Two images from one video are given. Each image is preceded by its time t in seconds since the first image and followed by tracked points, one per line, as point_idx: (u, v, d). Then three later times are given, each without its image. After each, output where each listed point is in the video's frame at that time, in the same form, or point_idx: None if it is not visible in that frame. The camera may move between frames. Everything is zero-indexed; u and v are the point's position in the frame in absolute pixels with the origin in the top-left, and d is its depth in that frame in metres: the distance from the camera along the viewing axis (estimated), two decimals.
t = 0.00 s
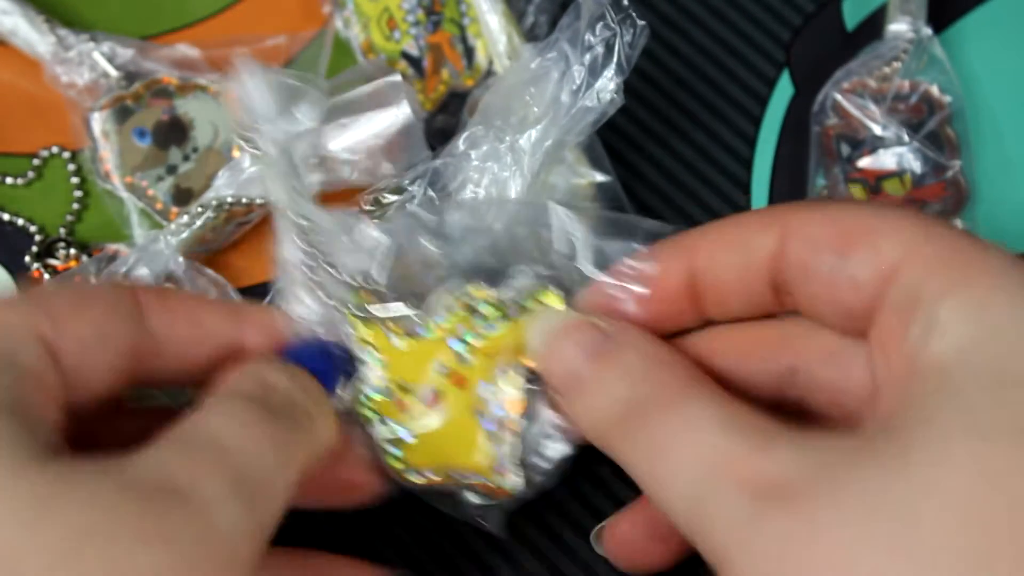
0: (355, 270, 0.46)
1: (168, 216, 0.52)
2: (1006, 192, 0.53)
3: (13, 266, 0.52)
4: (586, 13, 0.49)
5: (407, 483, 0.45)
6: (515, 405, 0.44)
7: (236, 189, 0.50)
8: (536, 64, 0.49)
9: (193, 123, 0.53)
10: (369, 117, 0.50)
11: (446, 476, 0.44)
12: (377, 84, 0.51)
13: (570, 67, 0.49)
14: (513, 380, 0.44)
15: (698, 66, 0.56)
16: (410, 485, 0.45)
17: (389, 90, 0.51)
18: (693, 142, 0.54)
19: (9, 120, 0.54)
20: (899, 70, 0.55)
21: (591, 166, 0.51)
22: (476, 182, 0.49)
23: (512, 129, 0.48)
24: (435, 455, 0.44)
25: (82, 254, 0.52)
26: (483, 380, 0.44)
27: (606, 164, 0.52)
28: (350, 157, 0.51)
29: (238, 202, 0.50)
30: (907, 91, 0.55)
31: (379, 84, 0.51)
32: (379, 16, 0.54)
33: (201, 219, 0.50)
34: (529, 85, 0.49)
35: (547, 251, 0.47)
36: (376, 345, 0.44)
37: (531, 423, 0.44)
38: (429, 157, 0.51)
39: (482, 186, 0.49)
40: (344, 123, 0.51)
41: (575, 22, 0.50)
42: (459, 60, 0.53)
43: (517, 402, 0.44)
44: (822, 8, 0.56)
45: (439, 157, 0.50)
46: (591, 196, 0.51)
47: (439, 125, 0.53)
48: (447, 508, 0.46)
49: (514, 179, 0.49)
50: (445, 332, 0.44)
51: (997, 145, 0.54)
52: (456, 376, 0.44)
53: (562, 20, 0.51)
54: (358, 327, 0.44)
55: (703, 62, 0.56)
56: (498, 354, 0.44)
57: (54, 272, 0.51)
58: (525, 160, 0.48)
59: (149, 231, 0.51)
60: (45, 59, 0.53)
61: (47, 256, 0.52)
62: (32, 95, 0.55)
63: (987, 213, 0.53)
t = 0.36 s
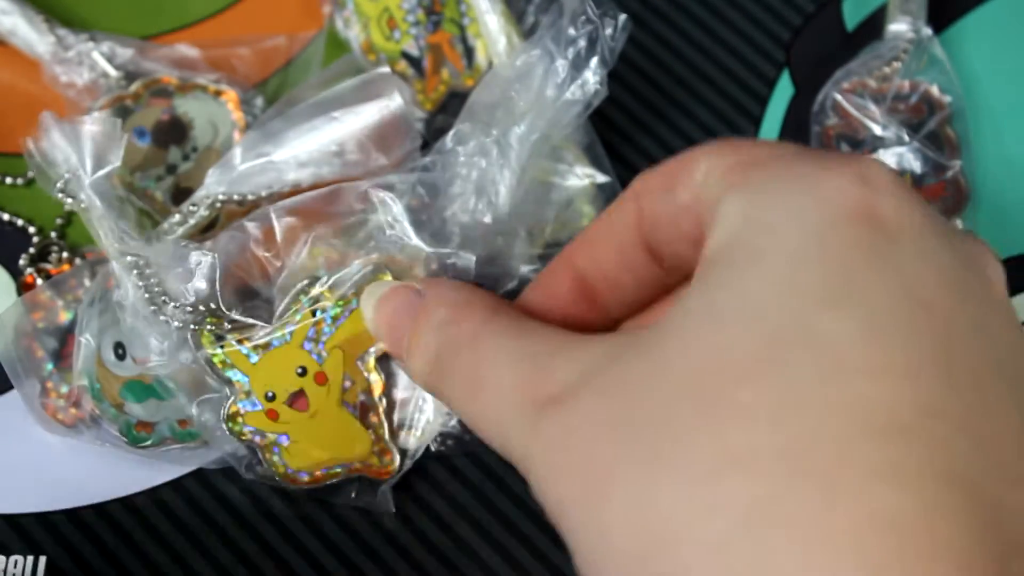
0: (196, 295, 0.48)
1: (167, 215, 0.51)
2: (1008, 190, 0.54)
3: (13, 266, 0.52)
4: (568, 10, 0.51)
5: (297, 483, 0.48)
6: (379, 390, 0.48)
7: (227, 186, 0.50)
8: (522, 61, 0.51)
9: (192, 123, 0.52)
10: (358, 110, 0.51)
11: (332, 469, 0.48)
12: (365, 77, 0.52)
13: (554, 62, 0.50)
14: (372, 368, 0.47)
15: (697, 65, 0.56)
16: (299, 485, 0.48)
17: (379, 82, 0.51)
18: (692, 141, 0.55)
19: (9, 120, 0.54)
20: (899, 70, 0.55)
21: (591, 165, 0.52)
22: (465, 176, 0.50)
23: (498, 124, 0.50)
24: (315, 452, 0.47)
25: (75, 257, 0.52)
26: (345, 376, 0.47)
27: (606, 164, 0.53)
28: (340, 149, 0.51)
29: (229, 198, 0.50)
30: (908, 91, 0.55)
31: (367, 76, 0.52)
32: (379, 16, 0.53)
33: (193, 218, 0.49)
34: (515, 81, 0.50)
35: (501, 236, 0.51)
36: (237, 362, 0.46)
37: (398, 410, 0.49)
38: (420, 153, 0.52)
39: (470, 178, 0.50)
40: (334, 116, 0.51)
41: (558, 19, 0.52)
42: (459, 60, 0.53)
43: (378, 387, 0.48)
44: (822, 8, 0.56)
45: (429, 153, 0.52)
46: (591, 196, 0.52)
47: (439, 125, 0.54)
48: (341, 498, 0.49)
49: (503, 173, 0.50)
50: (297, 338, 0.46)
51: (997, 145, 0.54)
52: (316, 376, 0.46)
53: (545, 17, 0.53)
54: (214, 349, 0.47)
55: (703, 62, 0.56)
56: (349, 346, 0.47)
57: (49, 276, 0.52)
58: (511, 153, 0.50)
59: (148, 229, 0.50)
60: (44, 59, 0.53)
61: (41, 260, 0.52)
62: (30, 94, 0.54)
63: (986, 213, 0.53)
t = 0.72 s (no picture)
0: (198, 299, 0.47)
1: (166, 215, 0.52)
2: (1005, 191, 0.53)
3: (13, 266, 0.52)
4: (568, 10, 0.51)
5: (296, 489, 0.48)
6: (383, 397, 0.47)
7: (227, 186, 0.50)
8: (521, 60, 0.51)
9: (192, 124, 0.53)
10: (357, 109, 0.51)
11: (333, 475, 0.47)
12: (365, 76, 0.51)
13: (555, 60, 0.50)
14: (376, 376, 0.47)
15: (698, 66, 0.56)
16: (297, 492, 0.48)
17: (378, 80, 0.51)
18: (692, 142, 0.55)
19: (9, 121, 0.54)
20: (899, 70, 0.54)
21: (590, 165, 0.52)
22: (466, 175, 0.50)
23: (499, 123, 0.50)
24: (316, 459, 0.47)
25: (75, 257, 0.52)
26: (348, 381, 0.47)
27: (606, 164, 0.53)
28: (339, 148, 0.51)
29: (229, 198, 0.51)
30: (908, 91, 0.54)
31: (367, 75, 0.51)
32: (379, 16, 0.53)
33: (192, 218, 0.50)
34: (515, 80, 0.50)
35: (502, 236, 0.51)
36: (238, 367, 0.46)
37: (400, 411, 0.48)
38: (424, 151, 0.52)
39: (471, 176, 0.50)
40: (332, 115, 0.51)
41: (558, 18, 0.51)
42: (459, 60, 0.53)
43: (384, 396, 0.47)
44: (822, 8, 0.56)
45: (431, 151, 0.51)
46: (590, 196, 0.52)
47: (439, 125, 0.54)
48: (341, 505, 0.49)
49: (504, 171, 0.50)
50: (302, 342, 0.47)
51: (996, 145, 0.54)
52: (320, 380, 0.46)
53: (544, 17, 0.53)
54: (218, 351, 0.47)
55: (702, 63, 0.57)
56: (354, 352, 0.47)
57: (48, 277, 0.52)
58: (513, 151, 0.50)
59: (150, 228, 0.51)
60: (44, 60, 0.53)
61: (41, 260, 0.52)
62: (30, 94, 0.54)
63: (987, 213, 0.53)
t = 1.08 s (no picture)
0: (198, 299, 0.47)
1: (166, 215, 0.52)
2: (1005, 191, 0.53)
3: (13, 266, 0.52)
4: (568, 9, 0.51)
5: (296, 490, 0.48)
6: (383, 397, 0.47)
7: (226, 186, 0.50)
8: (521, 60, 0.51)
9: (193, 124, 0.53)
10: (357, 109, 0.51)
11: (332, 476, 0.47)
12: (365, 76, 0.51)
13: (555, 60, 0.50)
14: (377, 376, 0.47)
15: (698, 66, 0.56)
16: (297, 493, 0.48)
17: (378, 81, 0.51)
18: (691, 141, 0.55)
19: (9, 121, 0.54)
20: (899, 70, 0.54)
21: (590, 165, 0.52)
22: (466, 175, 0.50)
23: (498, 123, 0.50)
24: (316, 460, 0.47)
25: (75, 258, 0.52)
26: (348, 381, 0.47)
27: (606, 164, 0.53)
28: (339, 148, 0.51)
29: (230, 198, 0.51)
30: (907, 91, 0.54)
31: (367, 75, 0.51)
32: (379, 16, 0.54)
33: (193, 218, 0.50)
34: (515, 80, 0.50)
35: (502, 236, 0.51)
36: (239, 368, 0.46)
37: (400, 412, 0.48)
38: (423, 151, 0.52)
39: (472, 176, 0.50)
40: (332, 115, 0.51)
41: (558, 19, 0.51)
42: (459, 60, 0.53)
43: (384, 396, 0.47)
44: (822, 8, 0.57)
45: (431, 151, 0.51)
46: (590, 196, 0.52)
47: (439, 125, 0.54)
48: (340, 506, 0.49)
49: (504, 171, 0.50)
50: (302, 342, 0.47)
51: (996, 145, 0.54)
52: (321, 380, 0.47)
53: (545, 17, 0.53)
54: (218, 351, 0.47)
55: (702, 63, 0.57)
56: (354, 352, 0.47)
57: (48, 277, 0.52)
58: (513, 152, 0.50)
59: (150, 229, 0.51)
60: (44, 59, 0.53)
61: (40, 260, 0.52)
62: (30, 94, 0.54)
63: (987, 214, 0.53)
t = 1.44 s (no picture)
0: (198, 299, 0.47)
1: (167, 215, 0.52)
2: (1005, 191, 0.53)
3: (13, 266, 0.52)
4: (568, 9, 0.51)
5: (296, 490, 0.48)
6: (384, 398, 0.47)
7: (226, 186, 0.50)
8: (521, 60, 0.51)
9: (193, 124, 0.53)
10: (357, 109, 0.50)
11: (332, 477, 0.47)
12: (365, 76, 0.51)
13: (555, 60, 0.50)
14: (377, 376, 0.47)
15: (698, 66, 0.56)
16: (296, 493, 0.48)
17: (379, 81, 0.51)
18: (691, 141, 0.55)
19: (9, 121, 0.54)
20: (899, 70, 0.54)
21: (591, 165, 0.52)
22: (466, 175, 0.50)
23: (498, 123, 0.50)
24: (316, 460, 0.47)
25: (74, 258, 0.52)
26: (348, 382, 0.47)
27: (606, 164, 0.53)
28: (339, 148, 0.51)
29: (230, 198, 0.51)
30: (908, 91, 0.54)
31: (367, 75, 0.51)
32: (379, 16, 0.54)
33: (193, 218, 0.50)
34: (515, 80, 0.50)
35: (502, 236, 0.51)
36: (239, 368, 0.46)
37: (400, 412, 0.48)
38: (423, 151, 0.52)
39: (472, 176, 0.50)
40: (332, 115, 0.51)
41: (558, 19, 0.51)
42: (459, 60, 0.53)
43: (384, 397, 0.47)
44: (822, 8, 0.57)
45: (431, 151, 0.51)
46: (590, 196, 0.52)
47: (439, 125, 0.54)
48: (340, 506, 0.49)
49: (504, 171, 0.50)
50: (302, 343, 0.47)
51: (997, 145, 0.54)
52: (321, 381, 0.47)
53: (545, 17, 0.53)
54: (218, 351, 0.47)
55: (702, 63, 0.57)
56: (354, 353, 0.47)
57: (48, 277, 0.52)
58: (514, 152, 0.50)
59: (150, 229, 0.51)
60: (44, 60, 0.53)
61: (40, 260, 0.52)
62: (30, 95, 0.54)
63: (987, 214, 0.53)
